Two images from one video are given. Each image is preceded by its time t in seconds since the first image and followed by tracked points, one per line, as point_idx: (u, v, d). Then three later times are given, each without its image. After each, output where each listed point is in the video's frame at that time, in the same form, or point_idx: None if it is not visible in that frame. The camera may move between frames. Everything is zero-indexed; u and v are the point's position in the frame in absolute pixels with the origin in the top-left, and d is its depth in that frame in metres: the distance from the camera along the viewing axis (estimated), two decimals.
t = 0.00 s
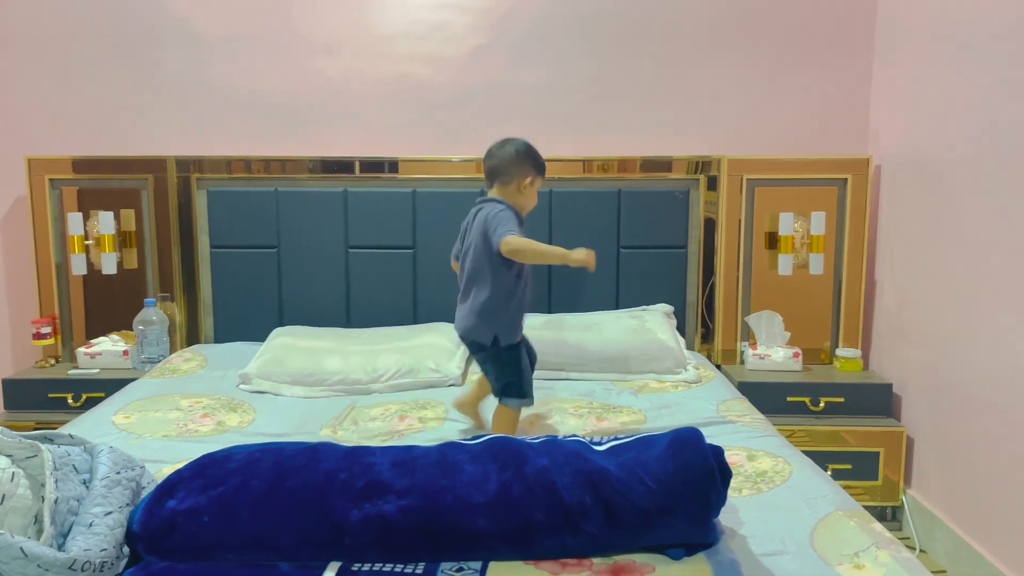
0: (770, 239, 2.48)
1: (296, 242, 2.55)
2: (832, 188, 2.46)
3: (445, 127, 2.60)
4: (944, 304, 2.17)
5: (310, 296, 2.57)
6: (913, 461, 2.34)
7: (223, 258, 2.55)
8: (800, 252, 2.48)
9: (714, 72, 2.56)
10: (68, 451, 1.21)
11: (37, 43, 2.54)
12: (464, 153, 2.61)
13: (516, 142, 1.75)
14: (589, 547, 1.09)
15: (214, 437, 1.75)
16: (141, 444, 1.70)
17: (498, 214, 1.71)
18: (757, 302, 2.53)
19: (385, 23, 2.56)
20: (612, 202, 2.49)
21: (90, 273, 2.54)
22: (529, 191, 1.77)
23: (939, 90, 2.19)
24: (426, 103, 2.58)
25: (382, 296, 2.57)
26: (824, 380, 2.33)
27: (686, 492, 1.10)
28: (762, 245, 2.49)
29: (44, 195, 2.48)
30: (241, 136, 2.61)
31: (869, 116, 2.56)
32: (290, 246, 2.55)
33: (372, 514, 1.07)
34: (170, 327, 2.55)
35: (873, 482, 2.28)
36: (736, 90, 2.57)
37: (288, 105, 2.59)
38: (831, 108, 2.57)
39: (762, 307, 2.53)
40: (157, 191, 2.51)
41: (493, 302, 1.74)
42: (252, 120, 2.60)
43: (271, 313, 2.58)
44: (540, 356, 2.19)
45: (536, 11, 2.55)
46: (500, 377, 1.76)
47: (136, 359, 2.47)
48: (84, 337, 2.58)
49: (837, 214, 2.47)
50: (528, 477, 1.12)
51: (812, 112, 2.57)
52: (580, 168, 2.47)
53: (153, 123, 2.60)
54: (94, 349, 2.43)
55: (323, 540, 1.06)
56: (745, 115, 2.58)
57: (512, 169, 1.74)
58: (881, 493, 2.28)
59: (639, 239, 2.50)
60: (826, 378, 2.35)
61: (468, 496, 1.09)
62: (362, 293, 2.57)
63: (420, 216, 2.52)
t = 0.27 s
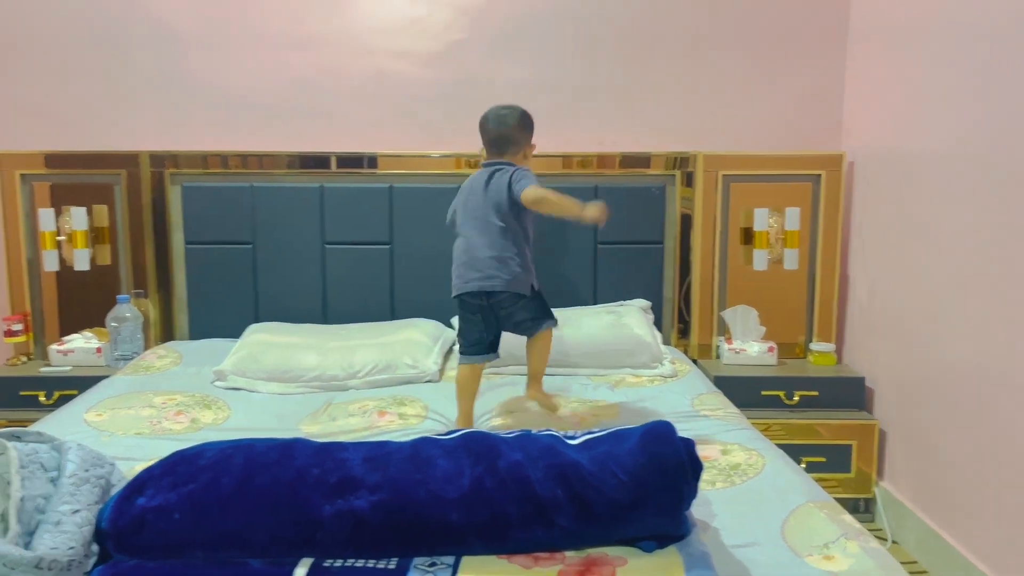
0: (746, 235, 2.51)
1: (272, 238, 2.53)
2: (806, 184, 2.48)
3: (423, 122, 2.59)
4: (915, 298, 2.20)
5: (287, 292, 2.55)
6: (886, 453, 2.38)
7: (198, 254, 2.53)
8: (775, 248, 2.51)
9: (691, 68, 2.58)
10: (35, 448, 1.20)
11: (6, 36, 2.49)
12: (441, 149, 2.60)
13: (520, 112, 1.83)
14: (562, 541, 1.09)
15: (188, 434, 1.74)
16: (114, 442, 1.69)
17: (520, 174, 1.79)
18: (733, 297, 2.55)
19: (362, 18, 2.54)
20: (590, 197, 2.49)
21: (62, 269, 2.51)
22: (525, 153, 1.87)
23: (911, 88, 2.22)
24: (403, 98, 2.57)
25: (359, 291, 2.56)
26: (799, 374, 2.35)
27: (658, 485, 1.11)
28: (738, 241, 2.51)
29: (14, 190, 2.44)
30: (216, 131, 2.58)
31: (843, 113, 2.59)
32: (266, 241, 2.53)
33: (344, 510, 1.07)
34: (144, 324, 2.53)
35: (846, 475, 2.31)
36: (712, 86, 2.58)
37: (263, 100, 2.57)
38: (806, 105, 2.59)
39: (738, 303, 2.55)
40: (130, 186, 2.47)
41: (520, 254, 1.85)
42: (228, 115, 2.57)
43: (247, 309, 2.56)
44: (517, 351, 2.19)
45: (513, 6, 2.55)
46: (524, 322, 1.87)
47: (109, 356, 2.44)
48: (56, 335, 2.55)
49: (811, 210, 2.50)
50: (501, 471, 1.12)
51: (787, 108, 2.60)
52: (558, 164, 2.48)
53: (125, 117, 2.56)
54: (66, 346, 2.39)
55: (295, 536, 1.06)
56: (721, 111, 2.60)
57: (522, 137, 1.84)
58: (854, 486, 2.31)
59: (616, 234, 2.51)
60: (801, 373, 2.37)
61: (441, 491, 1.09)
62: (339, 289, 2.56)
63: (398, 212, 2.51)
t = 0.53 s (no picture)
0: (728, 232, 2.52)
1: (253, 234, 2.50)
2: (788, 181, 2.50)
3: (406, 118, 2.57)
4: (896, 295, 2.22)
5: (269, 288, 2.53)
6: (866, 449, 2.40)
7: (179, 250, 2.50)
8: (758, 244, 2.52)
9: (675, 65, 2.58)
10: (8, 445, 1.18)
11: None
12: (425, 144, 2.59)
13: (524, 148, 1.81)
14: (542, 536, 1.09)
15: (167, 431, 1.72)
16: (91, 439, 1.66)
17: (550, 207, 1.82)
18: (715, 293, 2.56)
19: (345, 11, 2.52)
20: (573, 194, 2.49)
21: (39, 265, 2.47)
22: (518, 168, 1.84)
23: (893, 86, 2.24)
24: (387, 93, 2.56)
25: (342, 288, 2.54)
26: (780, 370, 2.37)
27: (637, 479, 1.11)
28: (721, 237, 2.52)
29: None
30: (197, 125, 2.55)
31: (825, 110, 2.61)
32: (248, 237, 2.51)
33: (323, 506, 1.06)
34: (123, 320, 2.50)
35: (827, 470, 2.33)
36: (696, 83, 2.59)
37: (245, 94, 2.54)
38: (789, 102, 2.61)
39: (721, 299, 2.56)
40: (109, 181, 2.44)
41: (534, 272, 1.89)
42: (209, 109, 2.54)
43: (228, 305, 2.54)
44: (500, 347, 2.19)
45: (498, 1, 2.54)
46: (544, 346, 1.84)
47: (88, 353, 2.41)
48: (34, 331, 2.51)
49: (793, 207, 2.51)
50: (482, 467, 1.12)
51: (770, 106, 2.61)
52: (542, 160, 2.48)
53: (103, 111, 2.53)
54: (44, 343, 2.36)
55: (273, 533, 1.05)
56: (705, 108, 2.60)
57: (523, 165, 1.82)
58: (835, 481, 2.33)
59: (599, 231, 2.51)
60: (782, 369, 2.39)
61: (421, 487, 1.08)
62: (321, 286, 2.54)
63: (380, 208, 2.50)
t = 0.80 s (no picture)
0: (723, 231, 2.53)
1: (248, 231, 2.50)
2: (783, 180, 2.50)
3: (401, 115, 2.57)
4: (889, 294, 2.23)
5: (263, 285, 2.53)
6: (859, 447, 2.41)
7: (173, 247, 2.50)
8: (752, 243, 2.53)
9: (670, 63, 2.58)
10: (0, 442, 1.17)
11: None
12: (420, 142, 2.59)
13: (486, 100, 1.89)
14: (535, 534, 1.09)
15: (161, 429, 1.71)
16: (84, 436, 1.66)
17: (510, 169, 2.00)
18: (710, 292, 2.57)
19: (340, 9, 2.52)
20: (568, 192, 2.49)
21: (33, 261, 2.46)
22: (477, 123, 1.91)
23: (887, 86, 2.24)
24: (381, 90, 2.55)
25: (337, 285, 2.54)
26: (774, 369, 2.37)
27: (630, 478, 1.11)
28: (715, 236, 2.53)
29: None
30: (191, 122, 2.54)
31: (820, 110, 2.61)
32: (242, 234, 2.50)
33: (317, 504, 1.06)
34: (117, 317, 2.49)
35: (821, 469, 2.34)
36: (691, 82, 2.59)
37: (239, 91, 2.53)
38: (784, 101, 2.61)
39: (715, 298, 2.57)
40: (102, 177, 2.43)
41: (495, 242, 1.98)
42: (203, 106, 2.54)
43: (222, 303, 2.54)
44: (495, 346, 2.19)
45: None
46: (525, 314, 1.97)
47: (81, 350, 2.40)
48: (27, 328, 2.51)
49: (788, 206, 2.52)
50: (475, 465, 1.12)
51: (765, 105, 2.61)
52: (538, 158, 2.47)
53: (97, 108, 2.52)
54: (37, 339, 2.35)
55: (267, 530, 1.05)
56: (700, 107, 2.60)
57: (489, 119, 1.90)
58: (828, 479, 2.35)
59: (594, 229, 2.52)
60: (776, 368, 2.39)
61: (414, 485, 1.09)
62: (316, 283, 2.54)
63: (375, 205, 2.49)
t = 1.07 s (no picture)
0: (734, 233, 2.52)
1: (260, 231, 2.52)
2: (794, 182, 2.50)
3: (412, 117, 2.58)
4: (900, 297, 2.22)
5: (274, 285, 2.55)
6: (870, 451, 2.40)
7: (185, 247, 2.52)
8: (763, 246, 2.52)
9: (681, 65, 2.58)
10: (18, 439, 1.19)
11: None
12: (431, 143, 2.60)
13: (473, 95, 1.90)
14: (546, 535, 1.10)
15: (173, 428, 1.73)
16: (99, 434, 1.67)
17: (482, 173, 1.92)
18: (720, 294, 2.56)
19: (352, 10, 2.53)
20: (579, 193, 2.50)
21: (48, 260, 2.49)
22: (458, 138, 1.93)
23: (899, 88, 2.24)
24: (393, 91, 2.57)
25: (348, 286, 2.55)
26: (785, 371, 2.37)
27: (641, 479, 1.12)
28: (726, 238, 2.53)
29: None
30: (204, 124, 2.56)
31: (832, 112, 2.61)
32: (254, 235, 2.52)
33: (329, 503, 1.07)
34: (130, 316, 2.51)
35: (831, 472, 2.33)
36: (702, 84, 2.59)
37: (251, 92, 2.55)
38: (796, 103, 2.61)
39: (725, 300, 2.56)
40: (117, 177, 2.46)
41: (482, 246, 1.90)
42: (215, 107, 2.55)
43: (234, 302, 2.55)
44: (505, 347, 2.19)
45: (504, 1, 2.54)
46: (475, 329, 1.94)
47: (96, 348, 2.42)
48: (41, 326, 2.53)
49: (799, 208, 2.51)
50: (487, 465, 1.12)
51: (777, 107, 2.61)
52: (549, 160, 2.48)
53: (111, 109, 2.54)
54: (51, 337, 2.37)
55: (280, 528, 1.06)
56: (711, 109, 2.60)
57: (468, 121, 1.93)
58: (838, 482, 2.34)
59: (605, 231, 2.52)
60: (787, 370, 2.39)
61: (425, 485, 1.09)
62: (327, 283, 2.55)
63: (386, 206, 2.51)
